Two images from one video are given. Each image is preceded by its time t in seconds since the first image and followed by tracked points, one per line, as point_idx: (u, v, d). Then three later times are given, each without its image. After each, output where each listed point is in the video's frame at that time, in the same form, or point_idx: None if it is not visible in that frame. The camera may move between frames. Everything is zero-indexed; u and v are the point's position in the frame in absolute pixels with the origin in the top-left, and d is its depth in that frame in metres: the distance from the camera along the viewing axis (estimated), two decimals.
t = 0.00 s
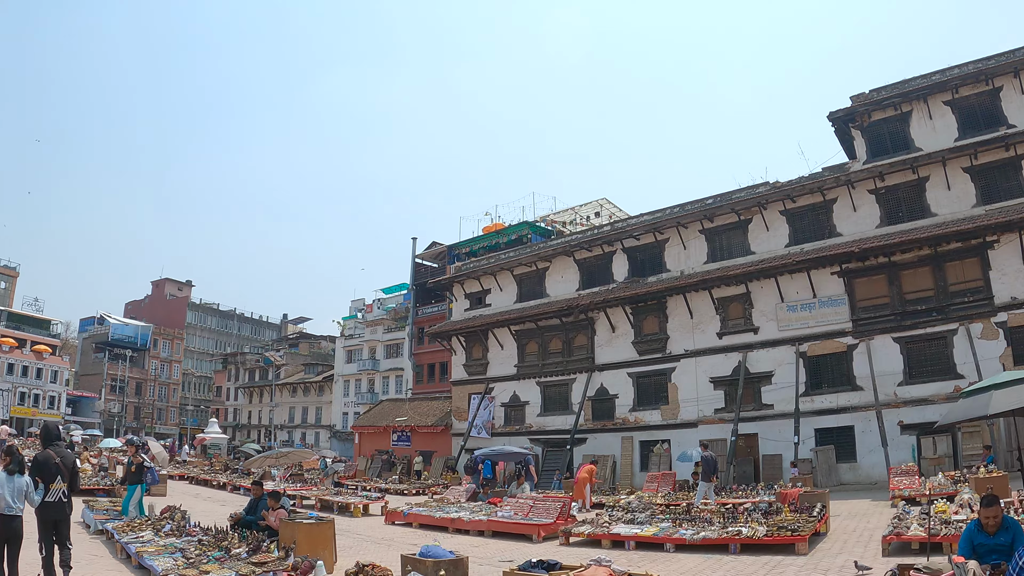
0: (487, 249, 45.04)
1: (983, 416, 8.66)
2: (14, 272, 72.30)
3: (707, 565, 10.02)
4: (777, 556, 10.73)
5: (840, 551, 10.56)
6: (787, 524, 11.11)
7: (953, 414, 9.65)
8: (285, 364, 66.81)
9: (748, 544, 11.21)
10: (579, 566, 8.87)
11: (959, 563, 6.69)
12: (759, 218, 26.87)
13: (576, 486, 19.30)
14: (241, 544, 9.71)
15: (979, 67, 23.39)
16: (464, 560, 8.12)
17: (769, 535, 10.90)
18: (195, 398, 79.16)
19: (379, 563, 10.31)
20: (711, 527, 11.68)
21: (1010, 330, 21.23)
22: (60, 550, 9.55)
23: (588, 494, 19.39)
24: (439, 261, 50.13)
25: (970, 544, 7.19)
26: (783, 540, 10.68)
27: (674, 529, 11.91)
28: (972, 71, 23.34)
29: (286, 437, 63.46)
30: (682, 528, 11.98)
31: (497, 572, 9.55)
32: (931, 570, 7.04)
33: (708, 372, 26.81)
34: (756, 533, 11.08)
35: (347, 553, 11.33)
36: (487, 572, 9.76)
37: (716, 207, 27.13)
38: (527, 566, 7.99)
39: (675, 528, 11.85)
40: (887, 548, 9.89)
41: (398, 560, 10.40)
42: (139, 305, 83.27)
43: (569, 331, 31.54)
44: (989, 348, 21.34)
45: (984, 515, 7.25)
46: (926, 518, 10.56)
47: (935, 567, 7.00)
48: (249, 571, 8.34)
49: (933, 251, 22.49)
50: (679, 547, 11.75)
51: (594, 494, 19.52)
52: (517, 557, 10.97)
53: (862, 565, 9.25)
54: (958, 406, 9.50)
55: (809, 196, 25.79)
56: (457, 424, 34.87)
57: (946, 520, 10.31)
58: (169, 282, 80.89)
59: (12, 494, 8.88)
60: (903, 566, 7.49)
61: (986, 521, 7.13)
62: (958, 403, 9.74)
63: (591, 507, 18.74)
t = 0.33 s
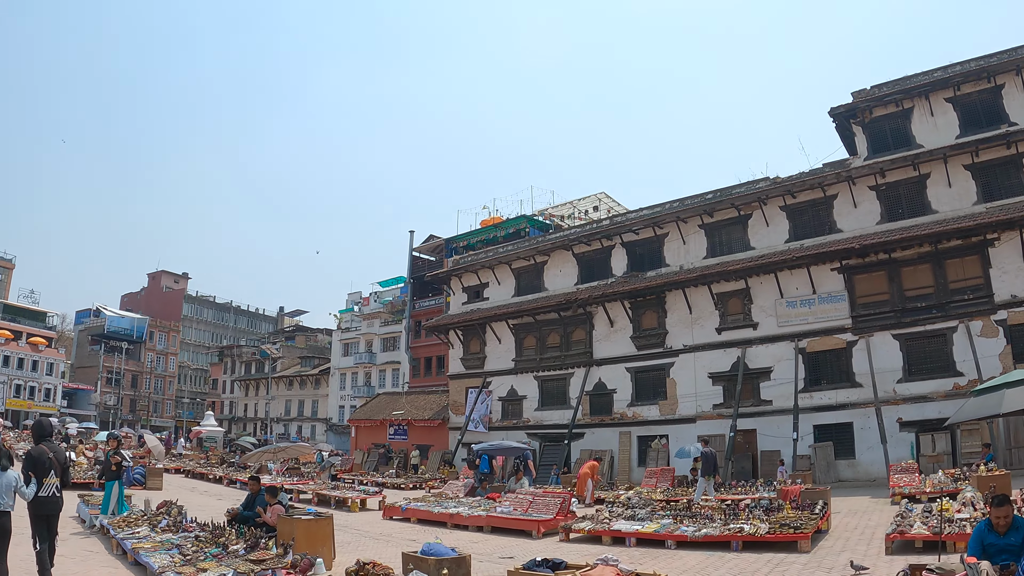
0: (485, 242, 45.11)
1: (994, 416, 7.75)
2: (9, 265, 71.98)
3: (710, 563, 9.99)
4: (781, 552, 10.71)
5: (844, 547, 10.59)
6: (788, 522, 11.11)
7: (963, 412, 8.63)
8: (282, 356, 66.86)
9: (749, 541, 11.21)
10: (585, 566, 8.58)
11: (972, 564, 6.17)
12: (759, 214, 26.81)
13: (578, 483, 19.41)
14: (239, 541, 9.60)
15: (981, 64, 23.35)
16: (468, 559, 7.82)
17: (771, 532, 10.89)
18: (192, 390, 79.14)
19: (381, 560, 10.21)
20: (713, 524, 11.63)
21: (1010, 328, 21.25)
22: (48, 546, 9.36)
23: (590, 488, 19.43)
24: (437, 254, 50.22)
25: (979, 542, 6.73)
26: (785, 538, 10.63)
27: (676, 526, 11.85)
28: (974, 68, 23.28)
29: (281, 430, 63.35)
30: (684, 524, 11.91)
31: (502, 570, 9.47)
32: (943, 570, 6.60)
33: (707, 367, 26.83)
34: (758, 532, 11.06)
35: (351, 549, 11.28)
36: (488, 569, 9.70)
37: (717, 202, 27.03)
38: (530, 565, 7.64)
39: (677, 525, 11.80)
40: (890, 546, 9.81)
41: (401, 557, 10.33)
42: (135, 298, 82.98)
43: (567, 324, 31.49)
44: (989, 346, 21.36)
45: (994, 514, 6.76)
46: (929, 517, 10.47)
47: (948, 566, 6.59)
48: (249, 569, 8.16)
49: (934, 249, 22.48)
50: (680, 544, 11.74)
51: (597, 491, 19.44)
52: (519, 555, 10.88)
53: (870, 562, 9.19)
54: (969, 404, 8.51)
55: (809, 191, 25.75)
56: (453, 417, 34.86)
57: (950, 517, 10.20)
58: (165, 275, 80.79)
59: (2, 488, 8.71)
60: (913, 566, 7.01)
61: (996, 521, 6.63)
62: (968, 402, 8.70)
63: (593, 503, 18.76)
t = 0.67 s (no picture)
0: (480, 236, 45.14)
1: (992, 413, 7.25)
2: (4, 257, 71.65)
3: (706, 558, 10.00)
4: (778, 547, 10.74)
5: (839, 542, 10.64)
6: (785, 517, 11.13)
7: (962, 408, 8.06)
8: (276, 349, 66.77)
9: (746, 537, 11.24)
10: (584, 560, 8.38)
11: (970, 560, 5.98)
12: (756, 209, 26.82)
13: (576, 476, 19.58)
14: (235, 535, 9.53)
15: (979, 62, 23.37)
16: (466, 554, 7.62)
17: (767, 527, 10.91)
18: (186, 383, 79.11)
19: (378, 554, 10.19)
20: (710, 519, 11.66)
21: (1005, 326, 21.29)
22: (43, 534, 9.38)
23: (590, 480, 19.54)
24: (432, 247, 50.18)
25: (977, 540, 6.60)
26: (781, 533, 10.65)
27: (672, 521, 11.89)
28: (972, 66, 23.30)
29: (276, 422, 63.32)
30: (680, 519, 11.95)
31: (500, 564, 9.46)
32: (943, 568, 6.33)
33: (702, 362, 26.89)
34: (754, 527, 11.08)
35: (348, 543, 11.27)
36: (485, 563, 9.68)
37: (713, 197, 27.03)
38: (529, 560, 7.31)
39: (674, 520, 11.84)
40: (886, 542, 9.83)
41: (398, 551, 10.32)
42: (129, 290, 82.60)
43: (563, 319, 31.51)
44: (984, 343, 21.41)
45: (990, 511, 6.64)
46: (926, 513, 10.47)
47: (949, 562, 6.31)
48: (245, 563, 8.03)
49: (931, 245, 22.53)
50: (676, 538, 11.77)
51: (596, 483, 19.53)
52: (516, 549, 10.89)
53: (868, 558, 9.20)
54: (968, 401, 7.94)
55: (806, 187, 25.76)
56: (448, 410, 34.88)
57: (947, 513, 10.21)
58: (159, 267, 80.43)
59: None
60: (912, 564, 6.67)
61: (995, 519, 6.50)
62: (966, 399, 8.10)
63: (592, 496, 18.82)
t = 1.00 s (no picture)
0: (472, 227, 45.09)
1: (983, 407, 7.22)
2: None
3: (696, 549, 10.05)
4: (768, 539, 10.81)
5: (829, 534, 10.69)
6: (775, 509, 11.17)
7: (951, 404, 8.02)
8: (267, 339, 66.64)
9: (736, 528, 11.28)
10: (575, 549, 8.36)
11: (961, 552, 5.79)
12: (748, 202, 26.84)
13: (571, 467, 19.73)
14: (226, 524, 9.48)
15: (973, 58, 23.40)
16: (458, 543, 7.58)
17: (757, 519, 10.96)
18: (176, 372, 78.90)
19: (369, 544, 10.19)
20: (700, 511, 11.70)
21: (996, 321, 21.39)
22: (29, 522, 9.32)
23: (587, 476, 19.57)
24: (423, 238, 50.06)
25: (967, 533, 6.50)
26: (771, 525, 10.70)
27: (663, 512, 11.94)
28: (966, 62, 23.32)
29: (267, 412, 63.27)
30: (671, 511, 12.00)
31: (491, 554, 9.48)
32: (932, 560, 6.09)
33: (693, 354, 26.95)
34: (744, 518, 11.13)
35: (338, 533, 11.28)
36: (476, 553, 9.69)
37: (706, 189, 27.03)
38: (521, 549, 7.26)
39: (664, 511, 11.88)
40: (876, 535, 9.87)
41: (389, 540, 10.34)
42: (120, 280, 82.12)
43: (554, 310, 31.54)
44: (975, 338, 21.51)
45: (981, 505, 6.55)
46: (915, 507, 10.51)
47: (938, 554, 6.15)
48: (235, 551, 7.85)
49: (922, 240, 22.62)
50: (666, 530, 11.83)
51: (591, 476, 19.60)
52: (507, 539, 10.91)
53: (857, 550, 9.25)
54: (957, 397, 7.91)
55: (798, 181, 25.79)
56: (439, 401, 34.89)
57: (936, 506, 10.27)
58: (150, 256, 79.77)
59: None
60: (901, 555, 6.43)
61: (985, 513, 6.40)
62: (955, 395, 8.07)
63: (583, 487, 18.90)
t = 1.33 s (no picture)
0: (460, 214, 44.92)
1: (966, 400, 7.31)
2: None
3: (680, 538, 10.11)
4: (752, 528, 10.89)
5: (813, 525, 10.79)
6: (760, 499, 11.24)
7: (934, 398, 8.10)
8: (253, 326, 66.37)
9: (721, 517, 11.36)
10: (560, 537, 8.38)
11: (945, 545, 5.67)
12: (736, 193, 26.89)
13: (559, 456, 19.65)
14: (212, 511, 9.38)
15: (963, 54, 23.49)
16: (444, 531, 7.54)
17: (742, 509, 11.04)
18: (162, 358, 78.46)
19: (355, 531, 10.17)
20: (685, 500, 11.77)
21: (981, 316, 21.62)
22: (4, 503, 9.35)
23: (575, 466, 19.60)
24: (411, 225, 49.85)
25: (950, 525, 6.49)
26: (756, 515, 10.77)
27: (648, 502, 12.00)
28: (956, 57, 23.40)
29: (252, 399, 63.10)
30: (656, 500, 12.06)
31: (476, 542, 9.50)
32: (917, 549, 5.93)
33: (679, 344, 27.08)
34: (729, 508, 11.22)
35: (324, 520, 11.27)
36: (461, 541, 9.71)
37: (694, 179, 27.01)
38: (506, 538, 7.25)
39: (649, 500, 11.96)
40: (859, 526, 9.96)
41: (375, 528, 10.36)
42: (106, 266, 81.39)
43: (540, 298, 31.55)
44: (959, 332, 21.73)
45: (965, 496, 6.51)
46: (898, 498, 10.63)
47: (922, 544, 5.87)
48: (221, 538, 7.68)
49: (909, 234, 22.74)
50: (651, 519, 11.91)
51: (577, 464, 19.64)
52: (493, 528, 10.95)
53: (841, 541, 9.33)
54: (941, 390, 7.99)
55: (786, 172, 25.83)
56: (425, 389, 34.86)
57: (919, 498, 10.38)
58: (135, 242, 79.17)
59: None
60: (884, 543, 6.25)
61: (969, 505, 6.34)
62: (939, 387, 8.15)
63: (569, 476, 18.98)
